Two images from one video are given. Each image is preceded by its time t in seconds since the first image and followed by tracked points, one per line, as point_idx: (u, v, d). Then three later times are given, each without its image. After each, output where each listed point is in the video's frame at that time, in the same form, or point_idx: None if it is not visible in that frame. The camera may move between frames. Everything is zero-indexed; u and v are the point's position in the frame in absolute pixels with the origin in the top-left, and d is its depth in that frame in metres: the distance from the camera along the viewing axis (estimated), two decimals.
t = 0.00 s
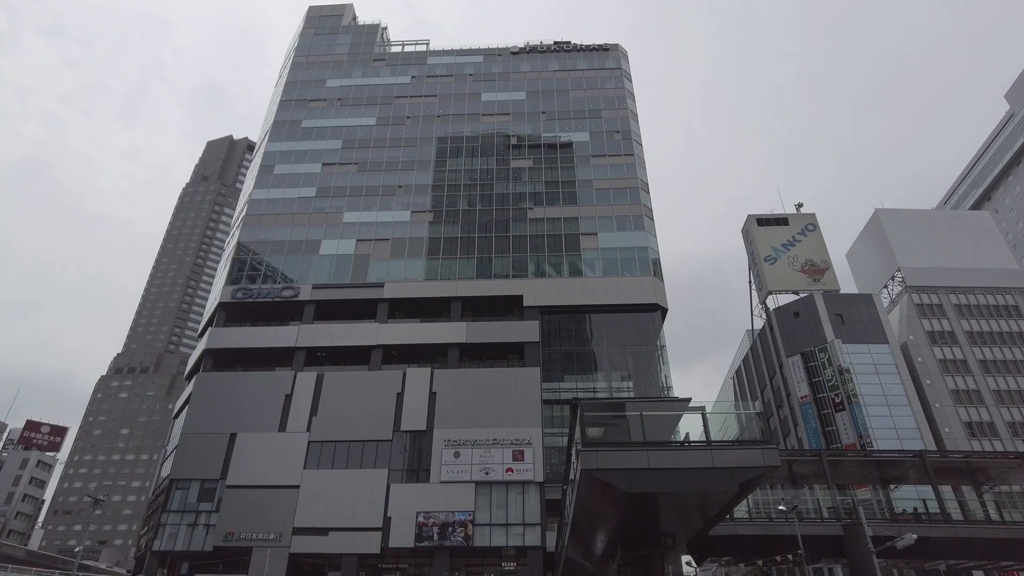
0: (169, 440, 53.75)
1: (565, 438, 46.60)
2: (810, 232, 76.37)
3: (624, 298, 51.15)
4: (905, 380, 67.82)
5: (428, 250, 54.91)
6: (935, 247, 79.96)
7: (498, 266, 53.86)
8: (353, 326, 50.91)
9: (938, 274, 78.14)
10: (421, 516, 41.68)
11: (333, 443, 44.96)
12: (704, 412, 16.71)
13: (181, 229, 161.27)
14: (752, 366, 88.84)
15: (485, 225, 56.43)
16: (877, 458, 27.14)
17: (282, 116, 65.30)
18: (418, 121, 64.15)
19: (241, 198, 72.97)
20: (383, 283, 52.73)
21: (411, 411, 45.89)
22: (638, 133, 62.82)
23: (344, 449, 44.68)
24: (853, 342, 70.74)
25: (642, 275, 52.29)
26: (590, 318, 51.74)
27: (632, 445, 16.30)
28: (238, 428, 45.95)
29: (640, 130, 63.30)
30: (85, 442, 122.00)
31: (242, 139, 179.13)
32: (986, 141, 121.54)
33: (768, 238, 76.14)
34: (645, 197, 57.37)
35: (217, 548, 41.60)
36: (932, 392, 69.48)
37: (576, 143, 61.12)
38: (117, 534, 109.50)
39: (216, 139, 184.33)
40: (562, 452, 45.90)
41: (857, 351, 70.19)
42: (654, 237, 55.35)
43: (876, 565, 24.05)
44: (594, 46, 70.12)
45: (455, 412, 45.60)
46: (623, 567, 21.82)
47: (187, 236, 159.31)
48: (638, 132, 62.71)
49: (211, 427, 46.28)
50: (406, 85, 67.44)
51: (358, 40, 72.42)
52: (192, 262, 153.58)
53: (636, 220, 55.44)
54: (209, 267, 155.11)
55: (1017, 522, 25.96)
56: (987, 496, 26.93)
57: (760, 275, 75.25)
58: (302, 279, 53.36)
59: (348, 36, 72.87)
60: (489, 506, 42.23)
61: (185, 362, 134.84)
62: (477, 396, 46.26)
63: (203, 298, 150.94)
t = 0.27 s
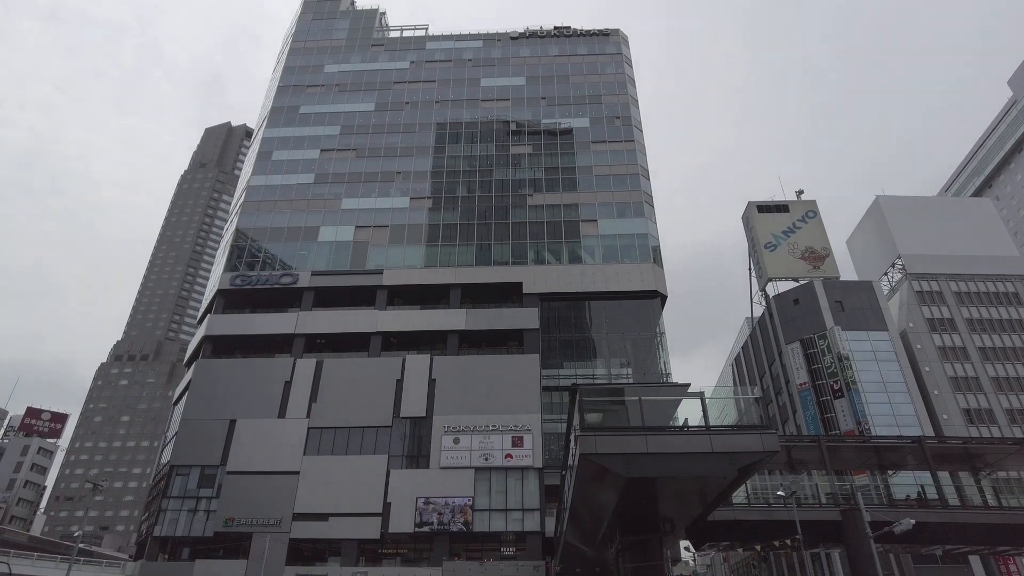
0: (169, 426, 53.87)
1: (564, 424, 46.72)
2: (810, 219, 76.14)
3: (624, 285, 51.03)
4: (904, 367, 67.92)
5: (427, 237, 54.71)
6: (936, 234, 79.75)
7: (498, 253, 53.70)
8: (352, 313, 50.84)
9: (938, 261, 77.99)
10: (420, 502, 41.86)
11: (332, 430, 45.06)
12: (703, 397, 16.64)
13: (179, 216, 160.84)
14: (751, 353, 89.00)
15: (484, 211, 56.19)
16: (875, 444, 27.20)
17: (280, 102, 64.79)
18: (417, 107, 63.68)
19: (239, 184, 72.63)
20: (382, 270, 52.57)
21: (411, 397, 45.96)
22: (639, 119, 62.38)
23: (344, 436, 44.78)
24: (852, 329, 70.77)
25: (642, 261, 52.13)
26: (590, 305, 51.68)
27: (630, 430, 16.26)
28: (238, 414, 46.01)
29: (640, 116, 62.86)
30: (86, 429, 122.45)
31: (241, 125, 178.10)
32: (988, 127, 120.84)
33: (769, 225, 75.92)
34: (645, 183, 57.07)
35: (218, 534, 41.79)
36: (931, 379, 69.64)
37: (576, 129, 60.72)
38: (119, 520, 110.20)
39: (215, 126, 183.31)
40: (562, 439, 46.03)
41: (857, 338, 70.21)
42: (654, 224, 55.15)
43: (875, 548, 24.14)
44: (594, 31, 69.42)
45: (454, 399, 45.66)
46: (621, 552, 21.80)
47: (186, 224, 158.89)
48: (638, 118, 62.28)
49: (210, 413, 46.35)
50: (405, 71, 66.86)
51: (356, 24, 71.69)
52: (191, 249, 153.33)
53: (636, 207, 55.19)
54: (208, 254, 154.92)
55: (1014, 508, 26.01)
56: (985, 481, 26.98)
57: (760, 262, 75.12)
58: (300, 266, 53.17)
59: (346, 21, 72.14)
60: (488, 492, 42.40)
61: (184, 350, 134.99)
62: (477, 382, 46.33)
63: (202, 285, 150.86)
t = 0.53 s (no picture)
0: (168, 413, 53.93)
1: (563, 411, 46.75)
2: (810, 205, 75.79)
3: (623, 272, 50.86)
4: (902, 353, 67.98)
5: (425, 223, 54.44)
6: (936, 221, 79.46)
7: (497, 240, 53.47)
8: (351, 300, 50.70)
9: (938, 248, 77.82)
10: (419, 488, 41.98)
11: (331, 416, 45.10)
12: (702, 382, 16.58)
13: (177, 203, 160.21)
14: (750, 340, 89.11)
15: (483, 197, 55.90)
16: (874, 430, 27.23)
17: (276, 87, 64.17)
18: (415, 92, 63.13)
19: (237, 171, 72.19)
20: (380, 257, 52.37)
21: (409, 384, 45.95)
22: (639, 104, 61.88)
23: (343, 422, 44.83)
24: (851, 316, 70.74)
25: (641, 248, 51.92)
26: (589, 292, 51.58)
27: (629, 415, 16.20)
28: (237, 401, 46.01)
29: (640, 101, 62.34)
30: (86, 416, 122.72)
31: (238, 112, 176.86)
32: (991, 113, 120.11)
33: (768, 211, 75.61)
34: (645, 169, 56.71)
35: (217, 520, 41.94)
36: (930, 366, 69.76)
37: (575, 115, 60.25)
38: (121, 506, 110.77)
39: (212, 112, 182.06)
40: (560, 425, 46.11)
41: (856, 325, 70.19)
42: (654, 210, 54.86)
43: (872, 534, 24.23)
44: (594, 15, 68.68)
45: (453, 385, 45.67)
46: (619, 538, 21.81)
47: (184, 210, 158.28)
48: (638, 103, 61.76)
49: (209, 400, 46.36)
50: (402, 55, 66.21)
51: (353, 8, 70.90)
52: (189, 236, 152.94)
53: (636, 193, 54.88)
54: (206, 241, 154.54)
55: (1013, 494, 26.05)
56: (983, 466, 27.02)
57: (759, 249, 74.93)
58: (298, 252, 52.95)
59: (343, 5, 71.32)
60: (487, 478, 42.51)
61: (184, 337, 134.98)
62: (476, 369, 46.32)
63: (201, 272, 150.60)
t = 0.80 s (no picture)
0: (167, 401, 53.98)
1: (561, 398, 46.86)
2: (810, 192, 75.55)
3: (622, 260, 50.73)
4: (901, 341, 68.07)
5: (424, 211, 54.23)
6: (936, 208, 79.20)
7: (495, 227, 53.31)
8: (349, 288, 50.57)
9: (938, 236, 77.67)
10: (418, 475, 42.10)
11: (329, 404, 45.14)
12: (700, 369, 16.52)
13: (175, 191, 159.49)
14: (748, 328, 89.21)
15: (481, 185, 55.63)
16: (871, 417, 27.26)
17: (273, 73, 63.62)
18: (413, 78, 62.62)
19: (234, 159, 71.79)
20: (378, 245, 52.18)
21: (408, 372, 45.94)
22: (638, 90, 61.40)
23: (342, 410, 44.88)
24: (850, 304, 70.71)
25: (640, 236, 51.73)
26: (588, 280, 51.48)
27: (627, 402, 16.14)
28: (235, 389, 46.01)
29: (639, 88, 61.88)
30: (86, 405, 122.91)
31: (236, 99, 175.77)
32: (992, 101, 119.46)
33: (767, 199, 75.37)
34: (644, 156, 56.38)
35: (217, 507, 42.09)
36: (928, 354, 69.89)
37: (574, 101, 59.82)
38: (121, 494, 111.28)
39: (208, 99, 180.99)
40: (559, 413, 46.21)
41: (855, 313, 70.18)
42: (653, 198, 54.60)
43: (869, 520, 24.31)
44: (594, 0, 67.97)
45: (452, 373, 45.68)
46: (616, 524, 21.84)
47: (181, 199, 157.58)
48: (637, 90, 61.30)
49: (207, 388, 46.35)
50: (400, 41, 65.61)
51: None
52: (188, 225, 152.44)
53: (635, 180, 54.60)
54: (204, 230, 154.09)
55: (1010, 481, 26.10)
56: (981, 453, 27.08)
57: (759, 237, 74.79)
58: (296, 240, 52.74)
59: None
60: (486, 465, 42.62)
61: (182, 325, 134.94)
62: (474, 356, 46.31)
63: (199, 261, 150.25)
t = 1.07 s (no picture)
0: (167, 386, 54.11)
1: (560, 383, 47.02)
2: (810, 178, 75.27)
3: (622, 246, 50.59)
4: (900, 327, 68.15)
5: (423, 197, 54.02)
6: (937, 195, 78.95)
7: (494, 213, 53.12)
8: (348, 273, 50.48)
9: (938, 222, 77.45)
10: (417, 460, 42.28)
11: (329, 390, 45.25)
12: (698, 353, 16.49)
13: (173, 177, 158.83)
14: (748, 314, 89.30)
15: (480, 170, 55.36)
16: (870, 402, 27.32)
17: (271, 58, 63.08)
18: (412, 62, 62.08)
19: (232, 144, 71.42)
20: (377, 230, 52.03)
21: (407, 357, 46.00)
22: (639, 75, 60.89)
23: (341, 396, 45.00)
24: (849, 290, 70.70)
25: (640, 222, 51.55)
26: (588, 266, 51.41)
27: (625, 386, 16.14)
28: (235, 375, 46.10)
29: (640, 72, 61.41)
30: (87, 390, 123.23)
31: (233, 84, 174.66)
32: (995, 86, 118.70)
33: (768, 185, 75.11)
34: (644, 141, 56.03)
35: (218, 492, 42.30)
36: (926, 340, 70.02)
37: (574, 86, 59.35)
38: (123, 479, 111.93)
39: (206, 84, 179.77)
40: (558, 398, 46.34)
41: (854, 299, 70.17)
42: (653, 184, 54.33)
43: (866, 504, 24.45)
44: None
45: (451, 359, 45.76)
46: (614, 508, 21.92)
47: (180, 184, 156.93)
48: (638, 74, 60.82)
49: (207, 374, 46.42)
50: (399, 25, 64.97)
51: None
52: (186, 210, 151.99)
53: (635, 165, 54.30)
54: (203, 216, 153.69)
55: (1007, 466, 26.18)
56: (978, 438, 27.17)
57: (759, 223, 74.62)
58: (295, 226, 52.58)
59: None
60: (485, 450, 42.78)
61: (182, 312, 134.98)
62: (473, 342, 46.35)
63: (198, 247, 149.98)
